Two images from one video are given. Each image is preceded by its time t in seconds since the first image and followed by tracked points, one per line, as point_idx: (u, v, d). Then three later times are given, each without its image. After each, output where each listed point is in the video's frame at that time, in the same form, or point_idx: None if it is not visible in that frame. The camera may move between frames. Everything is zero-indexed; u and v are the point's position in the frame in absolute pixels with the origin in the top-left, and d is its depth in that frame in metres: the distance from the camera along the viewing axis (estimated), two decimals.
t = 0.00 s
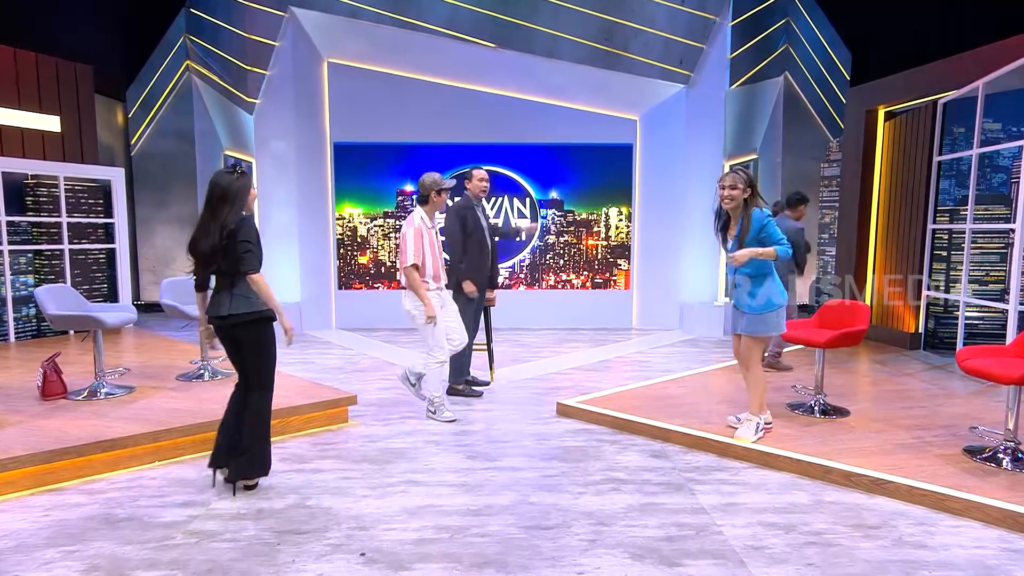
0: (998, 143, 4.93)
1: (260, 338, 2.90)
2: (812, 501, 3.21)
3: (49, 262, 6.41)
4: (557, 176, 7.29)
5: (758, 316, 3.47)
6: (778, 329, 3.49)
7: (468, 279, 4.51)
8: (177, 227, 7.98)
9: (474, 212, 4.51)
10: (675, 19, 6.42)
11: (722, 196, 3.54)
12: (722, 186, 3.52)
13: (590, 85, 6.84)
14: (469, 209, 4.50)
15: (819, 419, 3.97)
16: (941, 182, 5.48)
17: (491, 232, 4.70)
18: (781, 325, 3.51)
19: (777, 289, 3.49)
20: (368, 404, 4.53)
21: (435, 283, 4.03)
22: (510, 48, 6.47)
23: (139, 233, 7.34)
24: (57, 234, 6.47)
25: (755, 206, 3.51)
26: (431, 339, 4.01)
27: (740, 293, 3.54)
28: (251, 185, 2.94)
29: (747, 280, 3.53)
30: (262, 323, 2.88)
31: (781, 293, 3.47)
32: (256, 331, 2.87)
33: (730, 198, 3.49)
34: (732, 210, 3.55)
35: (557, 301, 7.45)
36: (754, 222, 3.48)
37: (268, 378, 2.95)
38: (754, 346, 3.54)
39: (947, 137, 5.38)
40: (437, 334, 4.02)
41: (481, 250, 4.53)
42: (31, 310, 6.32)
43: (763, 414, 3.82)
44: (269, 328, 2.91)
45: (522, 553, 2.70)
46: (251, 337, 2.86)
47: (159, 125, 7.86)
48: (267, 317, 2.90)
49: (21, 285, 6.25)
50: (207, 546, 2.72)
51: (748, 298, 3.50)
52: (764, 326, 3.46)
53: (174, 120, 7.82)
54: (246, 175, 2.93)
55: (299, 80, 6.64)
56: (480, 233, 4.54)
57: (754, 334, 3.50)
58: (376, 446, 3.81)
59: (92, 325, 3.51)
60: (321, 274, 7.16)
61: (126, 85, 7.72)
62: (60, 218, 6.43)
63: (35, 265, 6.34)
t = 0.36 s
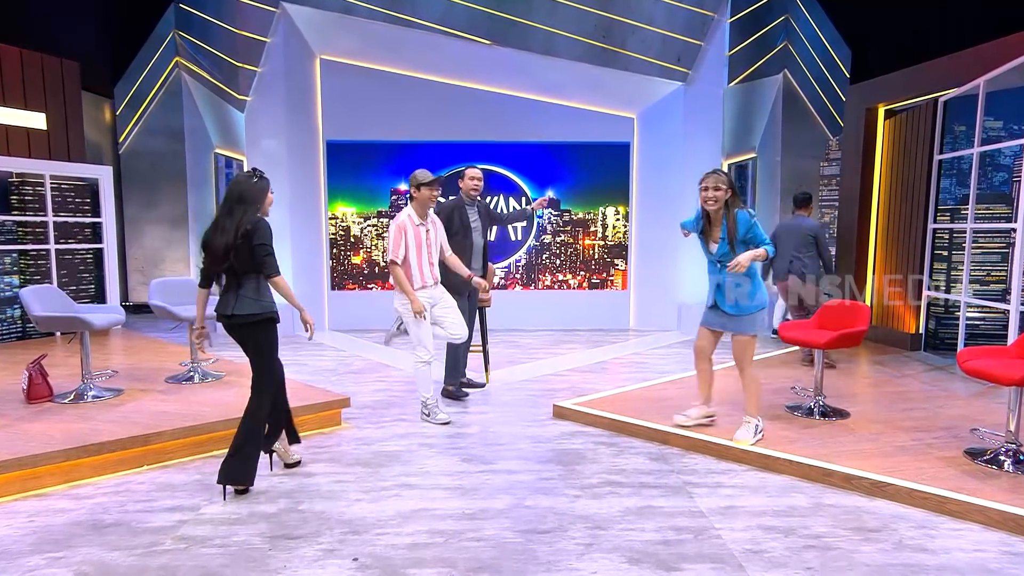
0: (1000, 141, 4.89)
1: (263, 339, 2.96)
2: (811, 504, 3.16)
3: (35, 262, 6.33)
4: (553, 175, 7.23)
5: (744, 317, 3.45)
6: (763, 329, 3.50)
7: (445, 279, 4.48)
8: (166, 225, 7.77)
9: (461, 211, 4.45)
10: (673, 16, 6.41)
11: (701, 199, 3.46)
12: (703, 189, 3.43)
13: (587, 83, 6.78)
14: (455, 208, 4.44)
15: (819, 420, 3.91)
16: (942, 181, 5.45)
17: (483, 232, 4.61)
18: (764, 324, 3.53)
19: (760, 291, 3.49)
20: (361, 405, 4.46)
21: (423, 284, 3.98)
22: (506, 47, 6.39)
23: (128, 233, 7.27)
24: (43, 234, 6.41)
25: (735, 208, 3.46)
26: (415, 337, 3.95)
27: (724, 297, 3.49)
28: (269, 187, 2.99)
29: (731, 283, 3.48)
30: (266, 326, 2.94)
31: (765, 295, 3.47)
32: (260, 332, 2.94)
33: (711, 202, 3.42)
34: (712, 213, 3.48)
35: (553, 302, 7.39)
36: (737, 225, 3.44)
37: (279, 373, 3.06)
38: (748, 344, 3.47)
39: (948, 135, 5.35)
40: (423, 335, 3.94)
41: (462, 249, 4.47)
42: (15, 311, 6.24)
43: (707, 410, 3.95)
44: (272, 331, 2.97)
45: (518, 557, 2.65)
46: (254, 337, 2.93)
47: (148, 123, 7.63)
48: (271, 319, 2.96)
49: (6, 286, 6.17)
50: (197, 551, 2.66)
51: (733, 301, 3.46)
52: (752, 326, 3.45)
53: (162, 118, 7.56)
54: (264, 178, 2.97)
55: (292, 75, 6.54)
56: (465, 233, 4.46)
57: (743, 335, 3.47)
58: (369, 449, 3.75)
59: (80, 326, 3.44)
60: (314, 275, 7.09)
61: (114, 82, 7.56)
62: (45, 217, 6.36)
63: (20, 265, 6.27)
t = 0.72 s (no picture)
0: (1005, 139, 4.82)
1: (272, 339, 2.99)
2: (813, 509, 3.08)
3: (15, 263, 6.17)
4: (550, 174, 7.14)
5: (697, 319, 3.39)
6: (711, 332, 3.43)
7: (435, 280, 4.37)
8: (151, 224, 7.68)
9: (451, 212, 4.35)
10: (671, 12, 6.27)
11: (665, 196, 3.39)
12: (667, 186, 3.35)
13: (582, 79, 6.68)
14: (445, 208, 4.35)
15: (821, 424, 3.83)
16: (945, 180, 5.36)
17: (476, 232, 4.48)
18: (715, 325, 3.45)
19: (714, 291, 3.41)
20: (352, 409, 4.36)
21: (411, 284, 3.93)
22: (501, 42, 6.30)
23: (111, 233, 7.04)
24: (23, 234, 6.23)
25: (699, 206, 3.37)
26: (399, 336, 3.97)
27: (678, 294, 3.44)
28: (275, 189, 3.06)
29: (687, 281, 3.43)
30: (274, 325, 2.97)
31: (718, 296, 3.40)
32: (267, 333, 2.97)
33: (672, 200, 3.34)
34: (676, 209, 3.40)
35: (550, 303, 7.30)
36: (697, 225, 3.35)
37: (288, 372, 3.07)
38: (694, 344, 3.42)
39: (952, 132, 5.29)
40: (406, 335, 3.96)
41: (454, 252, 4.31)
42: None
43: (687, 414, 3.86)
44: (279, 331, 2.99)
45: (513, 565, 2.57)
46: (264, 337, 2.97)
47: (133, 119, 7.51)
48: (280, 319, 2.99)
49: None
50: (181, 560, 2.58)
51: (685, 299, 3.41)
52: (700, 327, 3.39)
53: (146, 114, 7.47)
54: (268, 180, 3.01)
55: (280, 73, 6.41)
56: (455, 235, 4.32)
57: (691, 334, 3.42)
58: (360, 454, 3.65)
59: (62, 329, 3.34)
60: (305, 276, 6.95)
61: (98, 78, 7.45)
62: (25, 217, 6.19)
63: None
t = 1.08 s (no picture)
0: (1015, 136, 4.76)
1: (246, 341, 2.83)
2: (819, 518, 2.98)
3: None
4: (548, 173, 7.03)
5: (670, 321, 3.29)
6: (685, 335, 3.30)
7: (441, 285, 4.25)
8: (135, 224, 7.61)
9: (452, 213, 4.22)
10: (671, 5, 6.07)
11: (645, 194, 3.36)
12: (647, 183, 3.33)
13: (579, 74, 6.49)
14: (446, 210, 4.22)
15: (826, 430, 3.71)
16: (954, 179, 5.29)
17: (478, 233, 4.37)
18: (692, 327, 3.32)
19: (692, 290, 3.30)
20: (343, 415, 4.24)
21: (387, 282, 3.83)
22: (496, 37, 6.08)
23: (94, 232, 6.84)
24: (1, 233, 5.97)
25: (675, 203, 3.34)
26: (376, 336, 3.83)
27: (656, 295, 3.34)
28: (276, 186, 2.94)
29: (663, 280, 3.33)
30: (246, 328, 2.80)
31: (695, 296, 3.27)
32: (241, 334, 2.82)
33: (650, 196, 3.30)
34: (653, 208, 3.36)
35: (547, 305, 7.19)
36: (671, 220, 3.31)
37: (281, 370, 2.94)
38: (655, 349, 3.33)
39: (961, 130, 5.20)
40: (385, 336, 3.82)
41: (457, 255, 4.25)
42: None
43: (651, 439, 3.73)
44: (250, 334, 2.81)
45: None
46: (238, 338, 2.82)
47: (114, 117, 7.47)
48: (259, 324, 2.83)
49: None
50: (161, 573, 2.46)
51: (663, 298, 3.30)
52: (669, 332, 3.29)
53: (131, 110, 7.43)
54: (268, 177, 2.89)
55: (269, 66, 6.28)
56: (459, 237, 4.25)
57: (656, 340, 3.32)
58: (351, 462, 3.54)
59: (42, 332, 3.23)
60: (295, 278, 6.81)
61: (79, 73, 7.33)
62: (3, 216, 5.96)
63: None
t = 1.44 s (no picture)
0: None
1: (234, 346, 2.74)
2: (830, 529, 2.87)
3: None
4: (549, 173, 6.92)
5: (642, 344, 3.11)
6: (652, 358, 3.11)
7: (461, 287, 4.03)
8: (123, 225, 7.56)
9: (480, 212, 4.03)
10: None
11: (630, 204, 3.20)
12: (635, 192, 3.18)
13: (583, 71, 6.29)
14: (475, 208, 4.02)
15: (837, 437, 3.60)
16: (970, 178, 5.16)
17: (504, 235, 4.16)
18: (659, 352, 3.14)
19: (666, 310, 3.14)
20: (339, 422, 4.12)
21: (369, 282, 3.78)
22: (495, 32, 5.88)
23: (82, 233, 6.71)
24: None
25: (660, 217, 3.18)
26: (353, 341, 3.83)
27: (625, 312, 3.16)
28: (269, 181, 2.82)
29: (636, 297, 3.16)
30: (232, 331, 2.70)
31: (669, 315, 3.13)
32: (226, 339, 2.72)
33: (637, 207, 3.14)
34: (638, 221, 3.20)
35: (549, 308, 7.08)
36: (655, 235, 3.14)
37: (273, 384, 2.85)
38: (623, 373, 3.16)
39: (977, 128, 5.06)
40: (361, 343, 3.81)
41: (485, 255, 4.05)
42: None
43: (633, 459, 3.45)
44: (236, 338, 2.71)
45: None
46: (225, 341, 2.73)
47: (102, 114, 7.38)
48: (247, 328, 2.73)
49: None
50: None
51: (633, 316, 3.13)
52: (639, 357, 3.11)
53: (118, 108, 7.33)
54: (256, 169, 2.78)
55: (263, 66, 6.16)
56: (484, 238, 4.05)
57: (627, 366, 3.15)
58: (347, 470, 3.43)
59: (27, 337, 3.13)
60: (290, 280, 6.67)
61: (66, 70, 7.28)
62: None
63: None
